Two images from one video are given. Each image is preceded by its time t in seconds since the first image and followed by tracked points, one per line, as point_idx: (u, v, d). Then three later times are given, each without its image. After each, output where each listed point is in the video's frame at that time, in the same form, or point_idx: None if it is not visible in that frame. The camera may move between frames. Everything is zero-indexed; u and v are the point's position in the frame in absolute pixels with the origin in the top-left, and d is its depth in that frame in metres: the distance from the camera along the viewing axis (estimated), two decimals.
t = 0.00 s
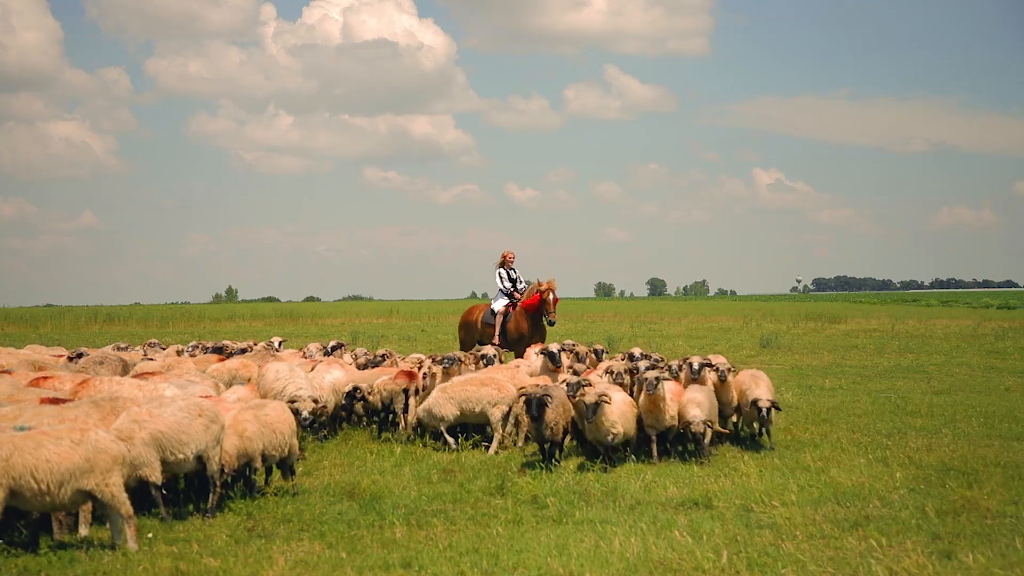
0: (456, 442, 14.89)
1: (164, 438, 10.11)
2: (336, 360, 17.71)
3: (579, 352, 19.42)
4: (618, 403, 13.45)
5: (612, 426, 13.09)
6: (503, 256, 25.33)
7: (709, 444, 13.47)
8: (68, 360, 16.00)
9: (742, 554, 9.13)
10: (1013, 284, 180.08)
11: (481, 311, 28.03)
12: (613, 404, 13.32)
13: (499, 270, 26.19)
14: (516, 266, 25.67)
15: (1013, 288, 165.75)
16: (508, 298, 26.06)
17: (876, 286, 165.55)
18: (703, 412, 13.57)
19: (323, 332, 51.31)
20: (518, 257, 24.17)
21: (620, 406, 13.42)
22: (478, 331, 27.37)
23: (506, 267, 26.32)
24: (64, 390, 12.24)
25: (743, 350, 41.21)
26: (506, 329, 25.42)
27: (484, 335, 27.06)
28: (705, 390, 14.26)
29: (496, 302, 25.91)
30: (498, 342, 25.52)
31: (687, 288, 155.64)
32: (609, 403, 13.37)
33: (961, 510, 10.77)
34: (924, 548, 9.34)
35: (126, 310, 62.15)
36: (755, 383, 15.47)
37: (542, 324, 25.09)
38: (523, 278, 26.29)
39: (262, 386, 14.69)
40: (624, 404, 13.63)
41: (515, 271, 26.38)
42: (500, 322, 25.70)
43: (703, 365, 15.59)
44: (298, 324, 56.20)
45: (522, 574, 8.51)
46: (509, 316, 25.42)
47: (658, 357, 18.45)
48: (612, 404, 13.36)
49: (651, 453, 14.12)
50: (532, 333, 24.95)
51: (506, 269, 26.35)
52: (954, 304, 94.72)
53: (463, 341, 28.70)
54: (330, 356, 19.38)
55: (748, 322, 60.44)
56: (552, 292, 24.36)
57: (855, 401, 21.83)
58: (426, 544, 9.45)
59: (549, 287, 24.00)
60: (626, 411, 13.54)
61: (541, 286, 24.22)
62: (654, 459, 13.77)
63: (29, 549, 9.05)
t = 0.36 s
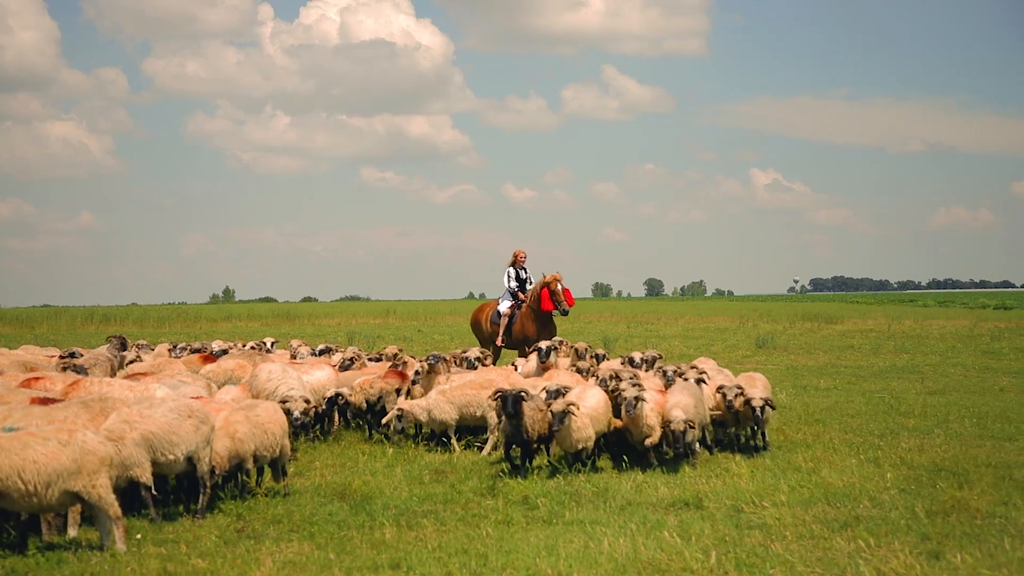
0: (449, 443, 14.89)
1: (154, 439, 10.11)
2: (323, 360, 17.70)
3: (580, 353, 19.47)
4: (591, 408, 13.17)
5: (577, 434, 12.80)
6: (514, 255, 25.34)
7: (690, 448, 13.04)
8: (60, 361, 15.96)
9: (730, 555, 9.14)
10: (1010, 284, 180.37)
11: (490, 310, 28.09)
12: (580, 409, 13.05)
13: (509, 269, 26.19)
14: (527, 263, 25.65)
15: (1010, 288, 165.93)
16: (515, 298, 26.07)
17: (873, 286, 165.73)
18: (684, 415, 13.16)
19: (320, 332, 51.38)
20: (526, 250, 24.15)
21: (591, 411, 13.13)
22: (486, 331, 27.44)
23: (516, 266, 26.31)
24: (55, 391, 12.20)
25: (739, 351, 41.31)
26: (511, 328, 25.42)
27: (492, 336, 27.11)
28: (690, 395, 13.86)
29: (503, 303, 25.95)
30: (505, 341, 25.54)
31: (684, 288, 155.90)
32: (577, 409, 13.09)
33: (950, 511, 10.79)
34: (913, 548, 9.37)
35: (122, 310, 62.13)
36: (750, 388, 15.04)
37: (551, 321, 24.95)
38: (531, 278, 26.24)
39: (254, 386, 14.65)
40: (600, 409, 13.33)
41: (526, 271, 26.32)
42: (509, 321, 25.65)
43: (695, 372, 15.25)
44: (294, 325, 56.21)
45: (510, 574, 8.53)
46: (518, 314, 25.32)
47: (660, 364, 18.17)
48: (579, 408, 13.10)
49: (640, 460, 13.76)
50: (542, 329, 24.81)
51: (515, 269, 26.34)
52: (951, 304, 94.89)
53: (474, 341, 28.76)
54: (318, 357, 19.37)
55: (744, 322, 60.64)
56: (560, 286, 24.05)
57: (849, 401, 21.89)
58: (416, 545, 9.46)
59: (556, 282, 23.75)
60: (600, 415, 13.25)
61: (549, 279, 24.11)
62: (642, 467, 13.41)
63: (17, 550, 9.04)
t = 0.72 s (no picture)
0: (441, 444, 14.84)
1: (142, 439, 10.10)
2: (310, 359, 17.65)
3: (577, 354, 19.48)
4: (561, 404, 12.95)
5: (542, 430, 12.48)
6: (522, 254, 25.37)
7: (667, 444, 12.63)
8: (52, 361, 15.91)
9: (718, 554, 9.14)
10: (1007, 284, 180.62)
11: (500, 309, 28.13)
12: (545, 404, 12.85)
13: (517, 267, 26.20)
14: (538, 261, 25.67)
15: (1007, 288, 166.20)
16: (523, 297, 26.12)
17: (870, 286, 165.87)
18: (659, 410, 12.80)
19: (316, 332, 51.41)
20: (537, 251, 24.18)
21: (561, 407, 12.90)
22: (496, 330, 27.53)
23: (525, 264, 26.31)
24: (45, 391, 12.15)
25: (734, 351, 41.36)
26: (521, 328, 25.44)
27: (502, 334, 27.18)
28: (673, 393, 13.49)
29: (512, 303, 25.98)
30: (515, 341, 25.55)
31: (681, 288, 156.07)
32: (542, 405, 12.91)
33: (939, 510, 10.80)
34: (901, 548, 9.37)
35: (118, 310, 62.08)
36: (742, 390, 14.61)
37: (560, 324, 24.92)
38: (540, 275, 26.27)
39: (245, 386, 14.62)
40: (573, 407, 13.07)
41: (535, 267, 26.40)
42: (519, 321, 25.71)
43: (685, 373, 14.91)
44: (291, 325, 56.17)
45: (497, 573, 8.54)
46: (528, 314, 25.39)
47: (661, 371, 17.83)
48: (547, 405, 12.89)
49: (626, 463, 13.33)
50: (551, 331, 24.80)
51: (523, 266, 26.36)
52: (948, 304, 94.99)
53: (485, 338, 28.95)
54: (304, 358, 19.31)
55: (741, 322, 60.73)
56: (570, 288, 24.14)
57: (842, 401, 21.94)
58: (404, 545, 9.44)
59: (567, 284, 23.83)
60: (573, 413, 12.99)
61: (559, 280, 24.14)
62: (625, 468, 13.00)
63: (4, 551, 9.02)
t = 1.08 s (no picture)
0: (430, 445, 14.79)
1: (130, 439, 10.09)
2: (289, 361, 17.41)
3: (573, 353, 19.46)
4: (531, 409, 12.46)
5: (503, 444, 11.75)
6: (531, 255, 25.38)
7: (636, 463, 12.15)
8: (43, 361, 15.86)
9: (705, 554, 9.14)
10: (1004, 283, 180.66)
11: (509, 309, 28.21)
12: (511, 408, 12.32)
13: (527, 270, 26.10)
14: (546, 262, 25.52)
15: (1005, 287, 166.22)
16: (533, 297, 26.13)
17: (868, 286, 165.94)
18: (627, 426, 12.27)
19: (312, 332, 51.35)
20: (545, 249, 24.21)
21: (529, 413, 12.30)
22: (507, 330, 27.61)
23: (533, 266, 26.26)
24: (34, 391, 12.13)
25: (730, 350, 41.34)
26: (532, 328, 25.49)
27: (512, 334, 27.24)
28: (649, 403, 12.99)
29: (523, 302, 25.98)
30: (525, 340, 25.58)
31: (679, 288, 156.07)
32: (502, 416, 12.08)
33: (928, 510, 10.81)
34: (888, 548, 9.37)
35: (114, 309, 61.97)
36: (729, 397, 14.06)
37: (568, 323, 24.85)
38: (550, 276, 26.21)
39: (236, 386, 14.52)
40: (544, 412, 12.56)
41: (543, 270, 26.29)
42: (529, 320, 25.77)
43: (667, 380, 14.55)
44: (287, 324, 56.00)
45: (483, 573, 8.54)
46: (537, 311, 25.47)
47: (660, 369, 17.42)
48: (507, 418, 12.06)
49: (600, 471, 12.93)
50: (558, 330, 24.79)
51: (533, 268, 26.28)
52: (944, 304, 94.99)
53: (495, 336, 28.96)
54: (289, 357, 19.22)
55: (737, 322, 60.73)
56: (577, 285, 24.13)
57: (836, 401, 21.93)
58: (392, 545, 9.41)
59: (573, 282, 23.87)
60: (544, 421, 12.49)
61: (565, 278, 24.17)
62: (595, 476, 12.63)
63: None
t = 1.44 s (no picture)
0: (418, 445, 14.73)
1: (118, 439, 10.06)
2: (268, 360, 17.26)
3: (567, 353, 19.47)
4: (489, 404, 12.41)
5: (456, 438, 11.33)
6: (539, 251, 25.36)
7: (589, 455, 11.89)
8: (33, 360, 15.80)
9: (693, 555, 9.13)
10: (1002, 283, 180.83)
11: (518, 307, 28.18)
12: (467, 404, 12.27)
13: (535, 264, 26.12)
14: (554, 258, 25.39)
15: (1002, 287, 166.41)
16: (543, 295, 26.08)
17: (866, 285, 165.95)
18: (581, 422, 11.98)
19: (308, 331, 51.23)
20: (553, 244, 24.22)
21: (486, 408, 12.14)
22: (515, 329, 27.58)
23: (542, 260, 26.24)
24: (22, 391, 12.10)
25: (726, 350, 41.27)
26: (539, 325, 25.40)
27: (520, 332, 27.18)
28: (614, 398, 12.75)
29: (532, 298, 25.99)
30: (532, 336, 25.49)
31: (676, 288, 156.01)
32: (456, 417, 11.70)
33: (917, 510, 10.81)
34: (876, 548, 9.36)
35: (110, 309, 61.78)
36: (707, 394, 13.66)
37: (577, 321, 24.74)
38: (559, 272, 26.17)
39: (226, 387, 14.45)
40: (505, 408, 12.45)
41: (553, 265, 26.31)
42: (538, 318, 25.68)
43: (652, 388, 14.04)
44: (283, 324, 55.86)
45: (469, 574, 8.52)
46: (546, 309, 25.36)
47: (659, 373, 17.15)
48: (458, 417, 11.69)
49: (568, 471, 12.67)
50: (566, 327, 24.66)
51: (542, 264, 26.27)
52: (941, 303, 95.02)
53: (504, 336, 28.86)
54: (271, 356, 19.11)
55: (734, 322, 60.64)
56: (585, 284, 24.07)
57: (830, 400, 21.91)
58: (379, 545, 9.36)
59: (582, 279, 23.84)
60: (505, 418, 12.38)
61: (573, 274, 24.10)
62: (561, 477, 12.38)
63: None
